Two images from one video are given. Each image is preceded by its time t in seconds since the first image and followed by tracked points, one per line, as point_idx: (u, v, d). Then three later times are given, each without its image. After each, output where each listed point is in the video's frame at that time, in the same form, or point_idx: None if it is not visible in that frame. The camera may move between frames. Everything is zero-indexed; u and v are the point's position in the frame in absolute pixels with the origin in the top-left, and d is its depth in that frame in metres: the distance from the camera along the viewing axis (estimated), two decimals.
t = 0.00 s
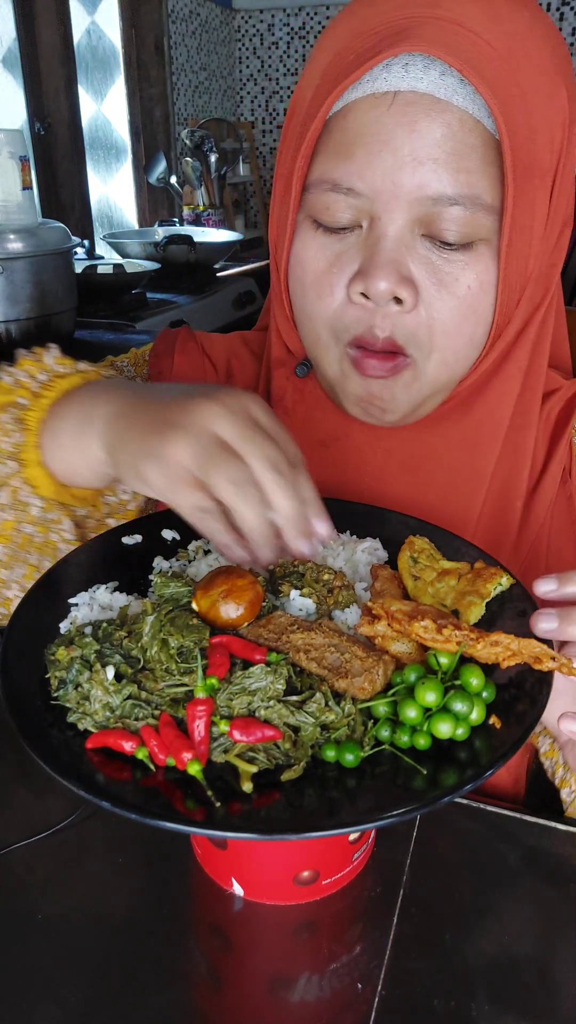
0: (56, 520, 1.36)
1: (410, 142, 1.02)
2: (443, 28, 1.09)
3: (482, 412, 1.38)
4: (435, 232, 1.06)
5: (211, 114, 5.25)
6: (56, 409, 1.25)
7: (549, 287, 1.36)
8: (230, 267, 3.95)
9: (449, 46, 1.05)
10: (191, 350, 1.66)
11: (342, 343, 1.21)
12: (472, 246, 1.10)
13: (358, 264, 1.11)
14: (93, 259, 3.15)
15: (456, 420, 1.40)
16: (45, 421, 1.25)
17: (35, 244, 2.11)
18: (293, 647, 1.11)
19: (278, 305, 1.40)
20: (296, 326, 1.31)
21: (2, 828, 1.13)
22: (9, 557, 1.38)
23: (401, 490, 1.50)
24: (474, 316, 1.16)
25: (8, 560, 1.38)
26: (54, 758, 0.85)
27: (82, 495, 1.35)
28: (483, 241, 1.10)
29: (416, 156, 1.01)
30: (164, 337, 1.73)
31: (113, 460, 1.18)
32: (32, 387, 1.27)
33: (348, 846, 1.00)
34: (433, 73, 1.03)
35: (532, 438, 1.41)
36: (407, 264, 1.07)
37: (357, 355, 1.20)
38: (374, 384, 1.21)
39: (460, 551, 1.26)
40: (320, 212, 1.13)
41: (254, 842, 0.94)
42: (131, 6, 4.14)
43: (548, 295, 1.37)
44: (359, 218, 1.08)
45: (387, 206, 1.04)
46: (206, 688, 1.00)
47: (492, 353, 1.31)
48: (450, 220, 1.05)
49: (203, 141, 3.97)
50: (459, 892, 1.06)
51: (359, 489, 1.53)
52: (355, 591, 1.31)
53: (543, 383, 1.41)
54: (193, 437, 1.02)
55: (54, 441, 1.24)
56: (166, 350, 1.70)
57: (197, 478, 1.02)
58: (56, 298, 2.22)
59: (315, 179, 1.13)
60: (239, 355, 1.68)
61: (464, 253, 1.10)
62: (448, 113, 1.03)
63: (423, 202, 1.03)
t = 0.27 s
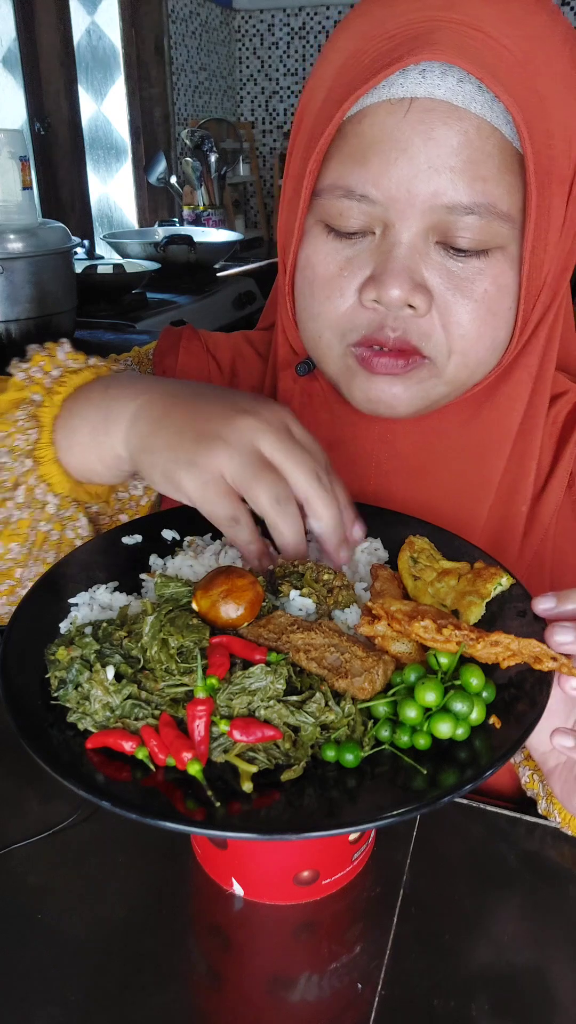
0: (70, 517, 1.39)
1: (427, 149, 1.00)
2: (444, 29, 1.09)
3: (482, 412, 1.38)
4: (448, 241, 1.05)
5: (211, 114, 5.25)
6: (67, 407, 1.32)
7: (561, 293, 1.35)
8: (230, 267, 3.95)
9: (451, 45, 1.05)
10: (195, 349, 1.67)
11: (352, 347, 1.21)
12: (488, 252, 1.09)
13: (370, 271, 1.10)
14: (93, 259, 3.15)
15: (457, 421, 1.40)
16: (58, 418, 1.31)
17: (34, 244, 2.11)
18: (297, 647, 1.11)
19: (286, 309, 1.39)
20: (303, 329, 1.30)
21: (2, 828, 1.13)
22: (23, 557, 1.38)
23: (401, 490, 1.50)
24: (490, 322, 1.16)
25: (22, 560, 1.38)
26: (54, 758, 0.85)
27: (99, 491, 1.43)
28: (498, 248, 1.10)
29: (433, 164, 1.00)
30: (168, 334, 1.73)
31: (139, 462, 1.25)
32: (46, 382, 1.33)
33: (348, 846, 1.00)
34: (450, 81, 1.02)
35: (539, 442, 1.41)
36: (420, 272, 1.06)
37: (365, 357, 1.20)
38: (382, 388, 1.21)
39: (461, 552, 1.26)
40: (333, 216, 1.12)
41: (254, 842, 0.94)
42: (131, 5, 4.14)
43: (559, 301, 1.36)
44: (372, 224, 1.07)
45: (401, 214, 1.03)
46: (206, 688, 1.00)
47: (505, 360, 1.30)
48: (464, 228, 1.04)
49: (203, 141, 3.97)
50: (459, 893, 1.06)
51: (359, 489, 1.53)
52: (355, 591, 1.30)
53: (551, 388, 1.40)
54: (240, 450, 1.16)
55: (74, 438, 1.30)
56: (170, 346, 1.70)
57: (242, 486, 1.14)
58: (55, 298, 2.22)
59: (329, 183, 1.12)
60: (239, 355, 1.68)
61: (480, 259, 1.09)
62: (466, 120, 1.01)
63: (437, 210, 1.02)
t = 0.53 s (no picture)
0: (83, 519, 1.43)
1: (434, 149, 1.00)
2: (444, 29, 1.09)
3: (483, 412, 1.38)
4: (454, 240, 1.05)
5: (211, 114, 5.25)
6: (93, 412, 1.36)
7: (566, 295, 1.35)
8: (230, 267, 3.95)
9: (451, 45, 1.05)
10: (202, 348, 1.67)
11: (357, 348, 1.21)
12: (493, 254, 1.09)
13: (375, 271, 1.10)
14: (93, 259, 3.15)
15: (457, 420, 1.40)
16: (82, 423, 1.36)
17: (35, 244, 2.11)
18: (295, 647, 1.11)
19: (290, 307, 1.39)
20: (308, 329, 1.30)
21: (3, 829, 1.13)
22: (36, 558, 1.39)
23: (401, 490, 1.50)
24: (495, 324, 1.16)
25: (35, 560, 1.39)
26: (54, 758, 0.85)
27: (113, 498, 1.47)
28: (503, 248, 1.09)
29: (440, 164, 1.00)
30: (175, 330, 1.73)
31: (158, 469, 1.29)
32: (74, 389, 1.37)
33: (348, 846, 1.00)
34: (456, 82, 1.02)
35: (543, 442, 1.41)
36: (425, 273, 1.07)
37: (372, 359, 1.20)
38: (385, 388, 1.21)
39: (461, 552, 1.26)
40: (339, 216, 1.12)
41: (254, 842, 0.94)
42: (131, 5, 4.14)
43: (564, 302, 1.36)
44: (377, 222, 1.07)
45: (408, 213, 1.03)
46: (206, 688, 1.00)
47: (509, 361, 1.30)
48: (470, 228, 1.04)
49: (203, 141, 3.95)
50: (460, 892, 1.06)
51: (359, 488, 1.53)
52: (355, 591, 1.29)
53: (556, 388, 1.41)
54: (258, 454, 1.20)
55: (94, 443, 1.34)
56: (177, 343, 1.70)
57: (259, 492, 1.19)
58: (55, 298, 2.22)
59: (334, 183, 1.12)
60: (240, 355, 1.68)
61: (486, 261, 1.09)
62: (472, 119, 1.01)
63: (443, 209, 1.02)
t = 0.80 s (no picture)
0: (76, 519, 1.36)
1: (432, 144, 1.01)
2: (442, 27, 1.09)
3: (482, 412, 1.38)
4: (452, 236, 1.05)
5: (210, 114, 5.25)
6: (89, 409, 1.28)
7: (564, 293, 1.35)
8: (230, 267, 3.95)
9: (451, 45, 1.05)
10: (206, 347, 1.67)
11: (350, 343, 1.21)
12: (487, 251, 1.09)
13: (372, 265, 1.10)
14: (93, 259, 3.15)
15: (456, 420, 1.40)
16: (78, 419, 1.28)
17: (35, 244, 2.11)
18: (293, 644, 1.11)
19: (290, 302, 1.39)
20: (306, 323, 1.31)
21: (3, 829, 1.13)
22: (27, 555, 1.38)
23: (400, 490, 1.50)
24: (485, 322, 1.16)
25: (26, 557, 1.38)
26: (54, 758, 0.85)
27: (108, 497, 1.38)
28: (498, 246, 1.10)
29: (438, 159, 1.00)
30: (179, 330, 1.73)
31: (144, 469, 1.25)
32: (72, 383, 1.31)
33: (348, 846, 1.00)
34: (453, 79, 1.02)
35: (540, 442, 1.42)
36: (422, 268, 1.07)
37: (359, 351, 1.20)
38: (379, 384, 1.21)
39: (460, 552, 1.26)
40: (338, 211, 1.12)
41: (254, 842, 0.94)
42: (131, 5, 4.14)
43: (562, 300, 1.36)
44: (376, 218, 1.08)
45: (406, 208, 1.03)
46: (206, 688, 1.00)
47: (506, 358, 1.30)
48: (467, 223, 1.04)
49: (202, 141, 3.95)
50: (460, 892, 1.06)
51: (358, 489, 1.53)
52: (355, 591, 1.30)
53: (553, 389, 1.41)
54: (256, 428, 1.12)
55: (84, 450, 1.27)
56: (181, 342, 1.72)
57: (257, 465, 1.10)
58: (55, 298, 2.22)
59: (334, 178, 1.13)
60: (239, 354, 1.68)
61: (479, 258, 1.09)
62: (471, 116, 1.01)
63: (441, 204, 1.02)
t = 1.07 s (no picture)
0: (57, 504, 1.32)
1: (429, 147, 1.01)
2: (439, 27, 1.09)
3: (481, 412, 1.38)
4: (451, 239, 1.05)
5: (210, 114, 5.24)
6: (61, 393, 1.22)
7: (566, 295, 1.34)
8: (230, 267, 3.95)
9: (451, 45, 1.05)
10: (200, 349, 1.66)
11: (350, 346, 1.21)
12: (489, 253, 1.09)
13: (371, 268, 1.10)
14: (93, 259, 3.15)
15: (456, 420, 1.40)
16: (51, 404, 1.22)
17: (35, 244, 2.09)
18: (294, 646, 1.11)
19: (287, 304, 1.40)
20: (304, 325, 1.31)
21: (3, 828, 1.13)
22: (13, 545, 1.34)
23: (401, 490, 1.50)
24: (488, 324, 1.16)
25: (12, 546, 1.34)
26: (54, 758, 0.85)
27: (87, 479, 1.32)
28: (499, 250, 1.10)
29: (435, 162, 1.00)
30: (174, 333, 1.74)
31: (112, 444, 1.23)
32: (42, 366, 1.25)
33: (348, 846, 1.00)
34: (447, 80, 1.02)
35: (540, 443, 1.42)
36: (421, 271, 1.07)
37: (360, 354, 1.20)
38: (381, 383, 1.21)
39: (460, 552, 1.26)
40: (335, 214, 1.12)
41: (254, 842, 0.94)
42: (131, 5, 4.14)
43: (564, 302, 1.35)
44: (374, 221, 1.08)
45: (404, 211, 1.03)
46: (206, 688, 1.00)
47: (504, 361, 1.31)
48: (467, 228, 1.04)
49: (203, 141, 3.95)
50: (459, 892, 1.06)
51: (358, 489, 1.53)
52: (355, 591, 1.29)
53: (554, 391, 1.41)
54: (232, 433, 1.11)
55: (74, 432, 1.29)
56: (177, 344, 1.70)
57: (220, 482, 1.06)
58: (55, 298, 2.22)
59: (331, 181, 1.13)
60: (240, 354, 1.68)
61: (482, 261, 1.09)
62: (469, 118, 1.01)
63: (439, 208, 1.02)
